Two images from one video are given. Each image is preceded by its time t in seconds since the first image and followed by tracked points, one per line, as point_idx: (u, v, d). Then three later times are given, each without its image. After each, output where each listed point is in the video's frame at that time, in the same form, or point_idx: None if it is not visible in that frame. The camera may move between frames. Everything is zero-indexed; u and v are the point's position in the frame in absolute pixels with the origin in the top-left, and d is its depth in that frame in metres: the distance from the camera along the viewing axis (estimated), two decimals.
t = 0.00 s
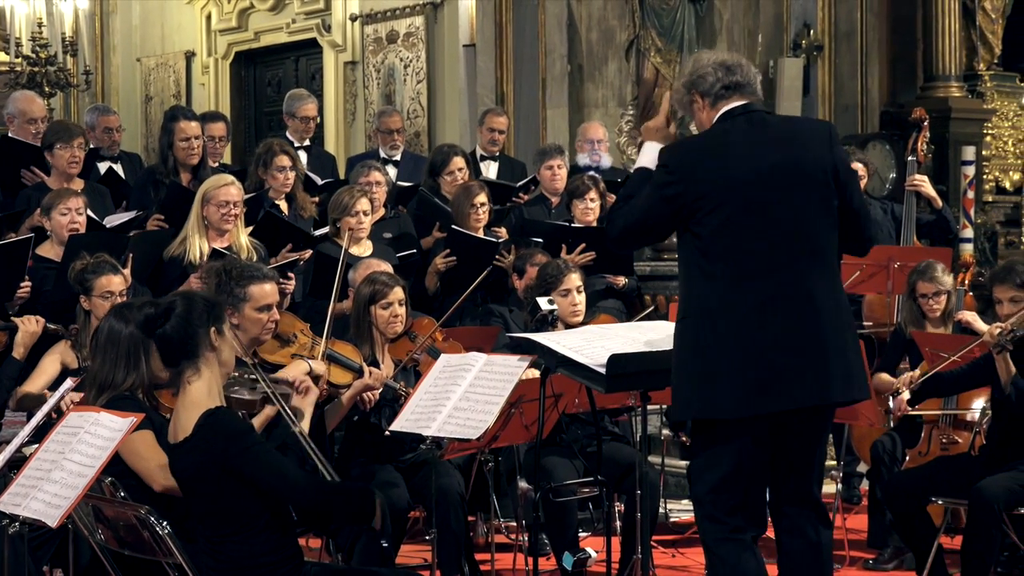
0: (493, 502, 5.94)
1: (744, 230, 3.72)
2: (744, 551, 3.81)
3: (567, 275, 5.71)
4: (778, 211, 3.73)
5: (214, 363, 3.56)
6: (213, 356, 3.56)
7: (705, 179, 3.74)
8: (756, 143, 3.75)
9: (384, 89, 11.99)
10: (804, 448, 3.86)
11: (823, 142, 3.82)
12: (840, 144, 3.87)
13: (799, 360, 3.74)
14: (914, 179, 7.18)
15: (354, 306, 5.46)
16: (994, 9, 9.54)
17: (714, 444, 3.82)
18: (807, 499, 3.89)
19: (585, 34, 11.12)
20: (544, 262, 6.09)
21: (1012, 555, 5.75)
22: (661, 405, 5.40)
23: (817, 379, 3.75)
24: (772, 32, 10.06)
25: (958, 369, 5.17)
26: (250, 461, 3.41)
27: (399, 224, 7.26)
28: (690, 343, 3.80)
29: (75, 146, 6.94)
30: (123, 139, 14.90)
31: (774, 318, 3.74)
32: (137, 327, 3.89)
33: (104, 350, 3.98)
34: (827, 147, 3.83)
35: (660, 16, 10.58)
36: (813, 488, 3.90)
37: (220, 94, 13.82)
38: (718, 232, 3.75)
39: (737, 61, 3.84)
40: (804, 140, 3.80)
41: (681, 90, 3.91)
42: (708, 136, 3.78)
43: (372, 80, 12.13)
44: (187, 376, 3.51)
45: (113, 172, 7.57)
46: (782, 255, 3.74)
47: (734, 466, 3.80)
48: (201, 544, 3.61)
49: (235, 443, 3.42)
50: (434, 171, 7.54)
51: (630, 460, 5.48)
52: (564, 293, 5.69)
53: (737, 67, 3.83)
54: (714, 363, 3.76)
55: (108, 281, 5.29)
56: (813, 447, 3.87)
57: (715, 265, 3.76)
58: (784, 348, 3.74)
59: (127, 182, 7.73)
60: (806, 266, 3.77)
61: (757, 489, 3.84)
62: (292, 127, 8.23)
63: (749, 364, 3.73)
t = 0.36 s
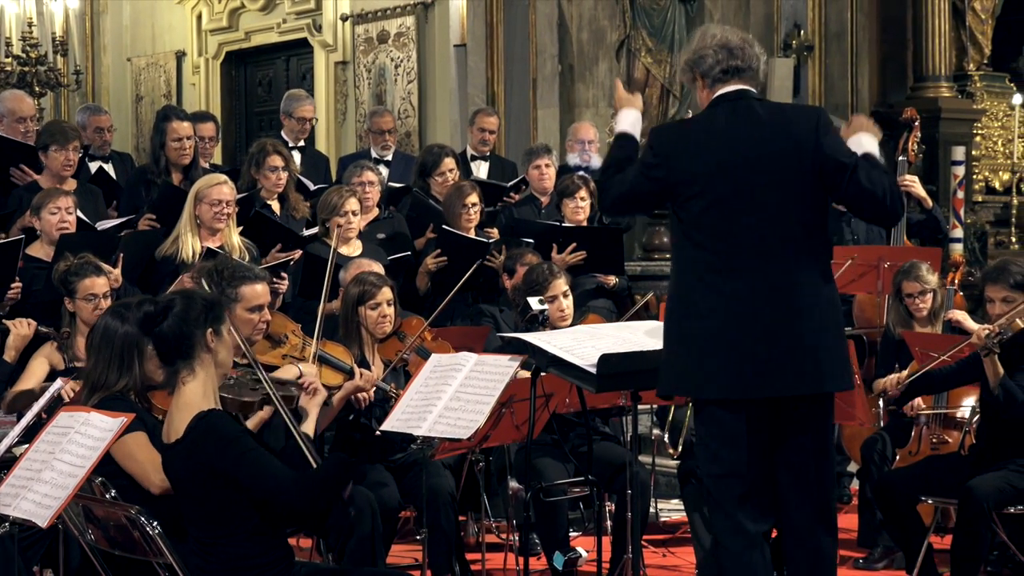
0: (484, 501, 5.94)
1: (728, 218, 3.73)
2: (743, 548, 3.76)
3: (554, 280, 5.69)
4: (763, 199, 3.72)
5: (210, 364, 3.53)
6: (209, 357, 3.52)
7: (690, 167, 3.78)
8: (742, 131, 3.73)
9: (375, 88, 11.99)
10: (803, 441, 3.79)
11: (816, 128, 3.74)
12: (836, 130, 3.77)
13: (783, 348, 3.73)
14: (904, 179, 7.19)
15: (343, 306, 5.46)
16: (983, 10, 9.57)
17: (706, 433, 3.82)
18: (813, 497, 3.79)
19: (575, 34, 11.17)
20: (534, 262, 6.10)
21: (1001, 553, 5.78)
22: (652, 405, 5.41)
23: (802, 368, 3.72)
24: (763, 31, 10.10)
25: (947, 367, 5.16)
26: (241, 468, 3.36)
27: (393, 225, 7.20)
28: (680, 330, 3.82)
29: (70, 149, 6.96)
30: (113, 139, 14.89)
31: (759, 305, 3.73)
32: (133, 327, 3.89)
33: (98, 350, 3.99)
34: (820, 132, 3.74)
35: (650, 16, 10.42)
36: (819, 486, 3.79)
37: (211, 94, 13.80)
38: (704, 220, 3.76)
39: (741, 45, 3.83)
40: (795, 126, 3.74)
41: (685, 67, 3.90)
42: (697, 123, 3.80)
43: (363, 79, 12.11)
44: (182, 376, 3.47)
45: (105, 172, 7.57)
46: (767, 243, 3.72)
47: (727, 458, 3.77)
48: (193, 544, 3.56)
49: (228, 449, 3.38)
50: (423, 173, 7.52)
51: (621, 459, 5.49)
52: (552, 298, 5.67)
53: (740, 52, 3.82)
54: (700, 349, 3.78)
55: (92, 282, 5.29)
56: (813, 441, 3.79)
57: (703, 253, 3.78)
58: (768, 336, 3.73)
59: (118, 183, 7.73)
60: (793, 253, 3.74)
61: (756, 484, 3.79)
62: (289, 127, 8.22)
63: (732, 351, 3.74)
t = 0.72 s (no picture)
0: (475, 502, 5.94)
1: (724, 217, 3.61)
2: (738, 550, 3.64)
3: (559, 272, 5.65)
4: (761, 201, 3.60)
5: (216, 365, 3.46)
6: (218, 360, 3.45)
7: (685, 164, 3.66)
8: (743, 130, 3.61)
9: (366, 89, 11.98)
10: (798, 447, 3.67)
11: (820, 131, 3.61)
12: (840, 135, 3.65)
13: (777, 353, 3.62)
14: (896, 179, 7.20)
15: (336, 306, 5.46)
16: (974, 10, 9.57)
17: (698, 433, 3.70)
18: (809, 503, 3.68)
19: (566, 34, 10.92)
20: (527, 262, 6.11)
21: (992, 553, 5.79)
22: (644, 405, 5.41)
23: (794, 377, 3.62)
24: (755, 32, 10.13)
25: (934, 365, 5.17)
26: (241, 474, 3.34)
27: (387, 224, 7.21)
28: (670, 330, 3.70)
29: (63, 147, 6.92)
30: (104, 139, 14.88)
31: (753, 308, 3.63)
32: (127, 327, 4.01)
33: (90, 350, 4.00)
34: (824, 136, 3.61)
35: (642, 16, 10.35)
36: (815, 492, 3.67)
37: (202, 94, 13.78)
38: (699, 219, 3.64)
39: (758, 41, 3.66)
40: (799, 129, 3.62)
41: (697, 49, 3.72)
42: (695, 119, 3.68)
43: (354, 79, 12.10)
44: (188, 378, 3.43)
45: (96, 171, 7.55)
46: (764, 245, 3.61)
47: (721, 459, 3.65)
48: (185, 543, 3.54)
49: (226, 455, 3.34)
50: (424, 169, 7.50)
51: (613, 459, 5.48)
52: (555, 289, 5.64)
53: (757, 49, 3.66)
54: (690, 350, 3.67)
55: (83, 282, 5.27)
56: (809, 446, 3.67)
57: (697, 252, 3.66)
58: (762, 341, 3.63)
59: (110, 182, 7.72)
60: (789, 257, 3.63)
61: (753, 486, 3.67)
62: (284, 127, 8.20)
63: (724, 354, 3.63)
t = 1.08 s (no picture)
0: (468, 501, 5.95)
1: (725, 218, 3.62)
2: (735, 549, 3.63)
3: (550, 271, 5.65)
4: (762, 203, 3.63)
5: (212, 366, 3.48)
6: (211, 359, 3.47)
7: (687, 163, 3.65)
8: (747, 133, 3.63)
9: (358, 88, 11.97)
10: (789, 448, 3.71)
11: (819, 139, 3.67)
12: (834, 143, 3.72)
13: (774, 355, 3.65)
14: (887, 179, 7.21)
15: (328, 306, 5.46)
16: (965, 10, 9.57)
17: (694, 432, 3.69)
18: (798, 503, 3.71)
19: (558, 34, 11.16)
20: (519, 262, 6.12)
21: (983, 552, 5.81)
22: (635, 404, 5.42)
23: (791, 379, 3.66)
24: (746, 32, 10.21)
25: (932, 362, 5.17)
26: (223, 476, 3.35)
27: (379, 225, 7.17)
28: (666, 330, 3.69)
29: (53, 147, 6.92)
30: (97, 139, 14.87)
31: (752, 309, 3.65)
32: (120, 327, 4.00)
33: (83, 350, 4.01)
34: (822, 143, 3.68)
35: (634, 16, 10.16)
36: (803, 492, 3.72)
37: (193, 93, 13.77)
38: (699, 219, 3.64)
39: (766, 43, 3.69)
40: (800, 134, 3.66)
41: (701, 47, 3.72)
42: (697, 118, 3.67)
43: (346, 80, 12.10)
44: (175, 380, 3.45)
45: (88, 171, 7.55)
46: (764, 248, 3.63)
47: (718, 459, 3.65)
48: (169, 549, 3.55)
49: (201, 454, 3.35)
50: (422, 168, 7.49)
51: (604, 459, 5.49)
52: (545, 288, 5.64)
53: (764, 51, 3.69)
54: (688, 350, 3.66)
55: (78, 282, 5.27)
56: (800, 448, 3.72)
57: (696, 252, 3.65)
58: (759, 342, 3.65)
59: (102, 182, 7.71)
60: (786, 260, 3.66)
61: (746, 486, 3.68)
62: (279, 127, 8.21)
63: (723, 355, 3.64)
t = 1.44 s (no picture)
0: (459, 500, 5.95)
1: (717, 217, 3.63)
2: (724, 547, 3.65)
3: (534, 273, 5.65)
4: (754, 202, 3.64)
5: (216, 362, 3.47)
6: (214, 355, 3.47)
7: (680, 160, 3.66)
8: (739, 131, 3.64)
9: (350, 88, 11.98)
10: (778, 447, 3.73)
11: (809, 140, 3.69)
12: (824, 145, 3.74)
13: (764, 354, 3.66)
14: (878, 179, 7.23)
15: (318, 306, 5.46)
16: (955, 12, 9.61)
17: (683, 430, 3.70)
18: (787, 504, 3.72)
19: (549, 34, 11.23)
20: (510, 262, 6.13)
21: (973, 551, 5.83)
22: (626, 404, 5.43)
23: (781, 378, 3.67)
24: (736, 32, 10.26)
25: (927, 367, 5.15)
26: (241, 470, 3.35)
27: (370, 225, 7.21)
28: (658, 327, 3.70)
29: (44, 147, 6.91)
30: (87, 140, 14.85)
31: (743, 307, 3.65)
32: (110, 327, 4.00)
33: (73, 351, 4.01)
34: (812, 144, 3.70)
35: (625, 17, 10.27)
36: (793, 493, 3.73)
37: (184, 93, 13.75)
38: (691, 217, 3.65)
39: (759, 44, 3.70)
40: (790, 135, 3.68)
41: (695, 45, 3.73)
42: (691, 116, 3.68)
43: (337, 80, 12.10)
44: (186, 376, 3.44)
45: (78, 171, 7.54)
46: (754, 246, 3.65)
47: (709, 456, 3.66)
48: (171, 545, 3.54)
49: (219, 449, 3.36)
50: (416, 166, 7.48)
51: (594, 459, 5.50)
52: (532, 290, 5.64)
53: (758, 51, 3.71)
54: (680, 348, 3.67)
55: (70, 282, 5.26)
56: (789, 447, 3.73)
57: (687, 250, 3.67)
58: (750, 341, 3.66)
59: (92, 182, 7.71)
60: (775, 260, 3.68)
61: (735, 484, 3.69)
62: (268, 127, 8.21)
63: (714, 353, 3.64)
